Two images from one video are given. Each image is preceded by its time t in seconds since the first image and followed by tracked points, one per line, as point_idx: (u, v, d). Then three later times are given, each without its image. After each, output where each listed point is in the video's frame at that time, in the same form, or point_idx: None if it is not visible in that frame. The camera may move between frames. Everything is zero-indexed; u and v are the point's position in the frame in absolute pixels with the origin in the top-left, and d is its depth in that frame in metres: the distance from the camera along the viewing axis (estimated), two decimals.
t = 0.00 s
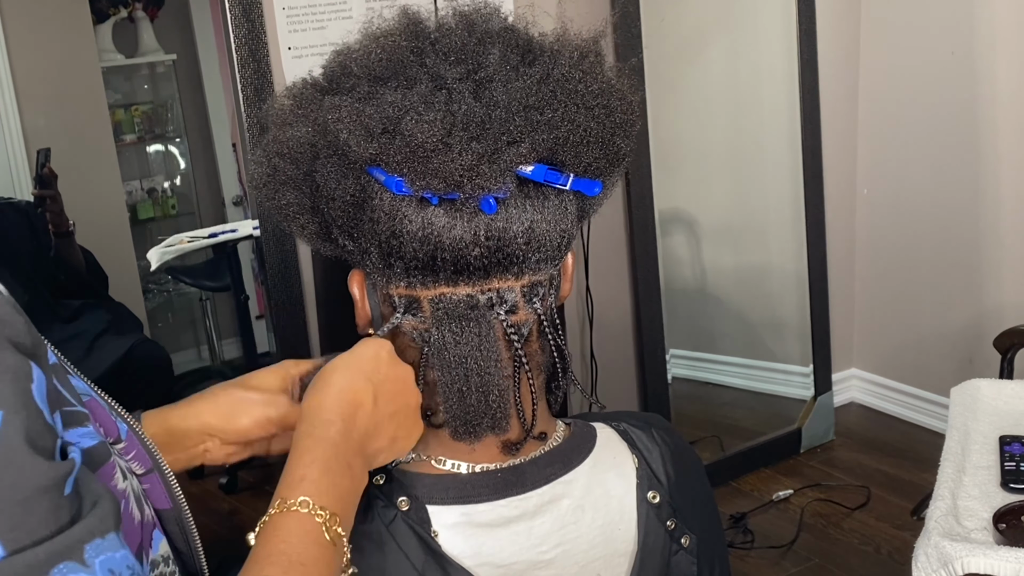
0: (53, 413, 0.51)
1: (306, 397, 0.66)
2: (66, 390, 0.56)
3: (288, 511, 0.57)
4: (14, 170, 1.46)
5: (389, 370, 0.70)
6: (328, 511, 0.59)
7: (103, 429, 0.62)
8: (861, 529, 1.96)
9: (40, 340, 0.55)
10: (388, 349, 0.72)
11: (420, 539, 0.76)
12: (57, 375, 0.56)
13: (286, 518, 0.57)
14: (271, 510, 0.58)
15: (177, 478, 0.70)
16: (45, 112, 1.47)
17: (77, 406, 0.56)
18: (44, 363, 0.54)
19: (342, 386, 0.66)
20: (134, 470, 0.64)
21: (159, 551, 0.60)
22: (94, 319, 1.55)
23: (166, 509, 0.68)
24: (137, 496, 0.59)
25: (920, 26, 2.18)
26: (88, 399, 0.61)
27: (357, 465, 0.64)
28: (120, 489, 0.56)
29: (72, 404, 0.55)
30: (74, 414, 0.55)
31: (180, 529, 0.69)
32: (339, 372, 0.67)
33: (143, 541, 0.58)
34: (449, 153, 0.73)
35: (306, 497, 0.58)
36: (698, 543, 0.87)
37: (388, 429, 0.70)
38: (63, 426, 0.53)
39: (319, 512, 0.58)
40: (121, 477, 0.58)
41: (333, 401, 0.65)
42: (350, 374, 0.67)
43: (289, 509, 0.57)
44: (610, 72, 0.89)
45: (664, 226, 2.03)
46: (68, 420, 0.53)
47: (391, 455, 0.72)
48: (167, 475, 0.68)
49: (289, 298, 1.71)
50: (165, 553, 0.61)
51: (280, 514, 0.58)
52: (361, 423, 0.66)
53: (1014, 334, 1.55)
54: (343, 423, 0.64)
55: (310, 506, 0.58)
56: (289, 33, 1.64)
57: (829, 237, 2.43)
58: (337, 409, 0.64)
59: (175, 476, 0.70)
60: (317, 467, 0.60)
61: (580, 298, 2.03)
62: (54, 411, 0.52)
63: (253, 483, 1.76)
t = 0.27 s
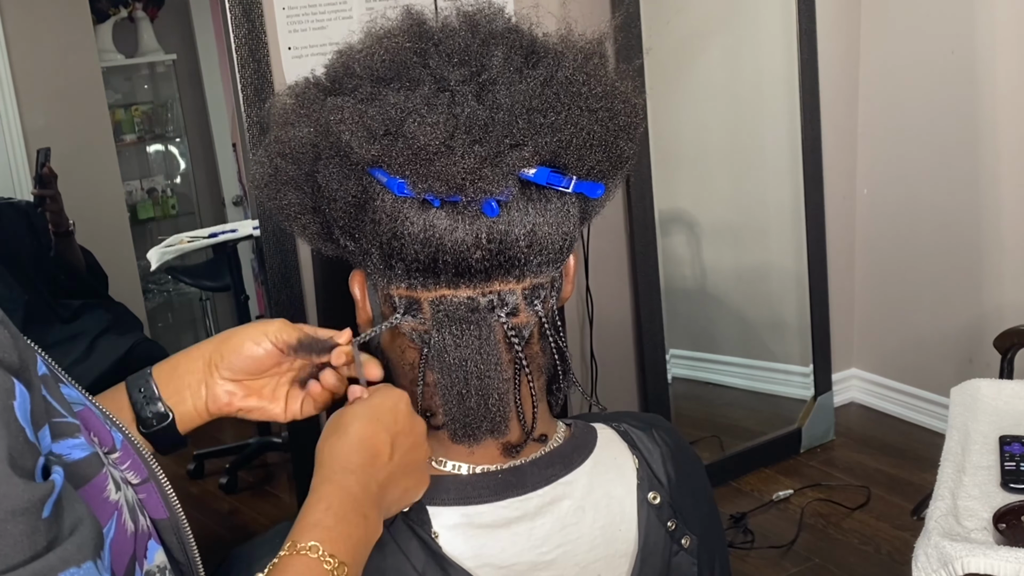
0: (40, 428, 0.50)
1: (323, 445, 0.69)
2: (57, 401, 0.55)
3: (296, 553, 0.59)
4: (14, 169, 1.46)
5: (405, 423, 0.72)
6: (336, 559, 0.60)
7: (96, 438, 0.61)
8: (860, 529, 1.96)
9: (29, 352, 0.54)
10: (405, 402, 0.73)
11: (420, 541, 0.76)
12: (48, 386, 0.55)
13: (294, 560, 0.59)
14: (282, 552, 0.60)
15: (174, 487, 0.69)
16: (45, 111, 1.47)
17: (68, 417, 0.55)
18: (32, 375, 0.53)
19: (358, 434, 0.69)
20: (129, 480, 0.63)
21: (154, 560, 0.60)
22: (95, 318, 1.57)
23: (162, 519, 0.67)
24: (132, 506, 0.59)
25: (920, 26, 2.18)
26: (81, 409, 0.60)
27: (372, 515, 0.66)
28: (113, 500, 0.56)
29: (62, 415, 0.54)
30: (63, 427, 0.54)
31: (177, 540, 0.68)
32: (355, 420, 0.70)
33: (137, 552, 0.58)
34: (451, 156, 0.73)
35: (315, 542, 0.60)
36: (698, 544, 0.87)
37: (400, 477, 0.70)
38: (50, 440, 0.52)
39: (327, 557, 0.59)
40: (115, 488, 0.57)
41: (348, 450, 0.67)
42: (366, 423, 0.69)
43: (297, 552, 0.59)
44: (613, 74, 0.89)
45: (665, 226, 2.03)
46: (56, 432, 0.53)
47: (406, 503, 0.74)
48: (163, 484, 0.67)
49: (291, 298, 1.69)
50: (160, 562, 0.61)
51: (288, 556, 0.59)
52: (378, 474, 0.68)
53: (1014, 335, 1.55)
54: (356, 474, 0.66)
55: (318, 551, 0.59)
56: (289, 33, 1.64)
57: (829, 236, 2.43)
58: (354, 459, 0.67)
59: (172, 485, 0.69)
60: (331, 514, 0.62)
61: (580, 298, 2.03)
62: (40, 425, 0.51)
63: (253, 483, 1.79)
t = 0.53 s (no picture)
0: (52, 418, 0.50)
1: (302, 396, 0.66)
2: (63, 397, 0.55)
3: (287, 507, 0.58)
4: (14, 169, 1.46)
5: (382, 364, 0.70)
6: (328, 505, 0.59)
7: (99, 437, 0.61)
8: (861, 529, 1.96)
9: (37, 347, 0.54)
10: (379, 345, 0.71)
11: (420, 541, 0.76)
12: (54, 381, 0.55)
13: (287, 513, 0.58)
14: (272, 508, 0.58)
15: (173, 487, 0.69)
16: (45, 112, 1.47)
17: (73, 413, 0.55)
18: (41, 369, 0.53)
19: (335, 381, 0.66)
20: (131, 479, 0.63)
21: (157, 558, 0.58)
22: (95, 319, 1.57)
23: (163, 518, 0.67)
24: (135, 505, 0.59)
25: (920, 26, 2.18)
26: (85, 407, 0.60)
27: (358, 454, 0.64)
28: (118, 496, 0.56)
29: (68, 411, 0.54)
30: (69, 421, 0.54)
31: (177, 539, 0.68)
32: (331, 369, 0.67)
33: (142, 548, 0.57)
34: (449, 158, 0.73)
35: (304, 492, 0.58)
36: (698, 545, 0.87)
37: (386, 415, 0.68)
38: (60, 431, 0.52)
39: (318, 505, 0.58)
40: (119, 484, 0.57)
41: (324, 397, 0.65)
42: (341, 370, 0.67)
43: (288, 507, 0.57)
44: (612, 74, 0.89)
45: (664, 226, 2.03)
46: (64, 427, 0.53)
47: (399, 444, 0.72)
48: (163, 484, 0.67)
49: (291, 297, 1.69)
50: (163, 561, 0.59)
51: (281, 511, 0.58)
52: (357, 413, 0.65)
53: (1014, 334, 1.55)
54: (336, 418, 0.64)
55: (308, 500, 0.58)
56: (289, 33, 1.64)
57: (829, 236, 2.43)
58: (331, 406, 0.64)
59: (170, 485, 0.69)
60: (317, 464, 0.60)
61: (580, 298, 2.03)
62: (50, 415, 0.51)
63: (253, 484, 1.79)
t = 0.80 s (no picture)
0: (42, 424, 0.50)
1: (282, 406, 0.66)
2: (58, 399, 0.54)
3: (261, 518, 0.57)
4: (14, 169, 1.46)
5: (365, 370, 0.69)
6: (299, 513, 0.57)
7: (96, 438, 0.61)
8: (860, 529, 1.96)
9: (29, 349, 0.54)
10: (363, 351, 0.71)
11: (420, 541, 0.76)
12: (48, 383, 0.55)
13: (258, 525, 0.56)
14: (246, 518, 0.57)
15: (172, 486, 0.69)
16: (45, 111, 1.47)
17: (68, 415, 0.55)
18: (32, 372, 0.53)
19: (314, 391, 0.66)
20: (129, 481, 0.63)
21: (152, 561, 0.59)
22: (95, 319, 1.57)
23: (161, 519, 0.67)
24: (130, 507, 0.58)
25: (920, 25, 2.18)
26: (81, 408, 0.60)
27: (334, 464, 0.63)
28: (112, 500, 0.56)
29: (61, 413, 0.53)
30: (63, 424, 0.53)
31: (176, 541, 0.68)
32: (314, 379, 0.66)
33: (136, 552, 0.57)
34: (451, 156, 0.73)
35: (277, 501, 0.57)
36: (699, 544, 0.87)
37: (369, 422, 0.68)
38: (51, 436, 0.51)
39: (291, 515, 0.57)
40: (113, 487, 0.57)
41: (304, 406, 0.64)
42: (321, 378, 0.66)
43: (261, 516, 0.56)
44: (612, 73, 0.89)
45: (665, 226, 2.03)
46: (57, 430, 0.52)
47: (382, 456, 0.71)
48: (161, 484, 0.67)
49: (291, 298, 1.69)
50: (159, 563, 0.60)
51: (253, 521, 0.57)
52: (334, 425, 0.65)
53: (1014, 334, 1.55)
54: (313, 428, 0.63)
55: (282, 510, 0.57)
56: (289, 33, 1.64)
57: (829, 236, 2.43)
58: (309, 415, 0.64)
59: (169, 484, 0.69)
60: (291, 472, 0.59)
61: (580, 298, 2.03)
62: (41, 419, 0.50)
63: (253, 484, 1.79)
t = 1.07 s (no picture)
0: (40, 420, 0.50)
1: (328, 400, 0.60)
2: (57, 394, 0.55)
3: (309, 527, 0.51)
4: (13, 169, 1.47)
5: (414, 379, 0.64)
6: (350, 532, 0.52)
7: (96, 432, 0.61)
8: (860, 529, 1.96)
9: (29, 344, 0.54)
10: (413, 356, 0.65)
11: (420, 542, 0.75)
12: (48, 378, 0.55)
13: (303, 536, 0.51)
14: (294, 523, 0.52)
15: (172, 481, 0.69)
16: (45, 111, 1.48)
17: (68, 410, 0.55)
18: (33, 367, 0.53)
19: (361, 389, 0.61)
20: (129, 475, 0.63)
21: (151, 555, 0.58)
22: (95, 318, 1.56)
23: (161, 515, 0.66)
24: (130, 501, 0.58)
25: (920, 25, 2.18)
26: (81, 403, 0.61)
27: (383, 473, 0.58)
28: (112, 493, 0.55)
29: (61, 408, 0.54)
30: (63, 418, 0.54)
31: (176, 536, 0.67)
32: (366, 377, 0.61)
33: (136, 546, 0.56)
34: (448, 157, 0.73)
35: (330, 514, 0.52)
36: (698, 544, 0.87)
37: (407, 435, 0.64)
38: (52, 431, 0.52)
39: (341, 532, 0.52)
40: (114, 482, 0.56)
41: (351, 401, 0.59)
42: (376, 378, 0.61)
43: (311, 525, 0.51)
44: (609, 72, 0.89)
45: (665, 226, 2.03)
46: (57, 425, 0.53)
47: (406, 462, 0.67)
48: (161, 479, 0.67)
49: (291, 296, 1.65)
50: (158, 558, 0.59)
51: (300, 529, 0.52)
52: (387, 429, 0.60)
53: (1014, 334, 1.55)
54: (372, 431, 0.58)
55: (334, 524, 0.52)
56: (289, 33, 1.64)
57: (829, 236, 2.43)
58: (364, 418, 0.58)
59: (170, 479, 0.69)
60: (344, 480, 0.54)
61: (580, 298, 2.03)
62: (41, 416, 0.51)
63: (253, 483, 1.80)
